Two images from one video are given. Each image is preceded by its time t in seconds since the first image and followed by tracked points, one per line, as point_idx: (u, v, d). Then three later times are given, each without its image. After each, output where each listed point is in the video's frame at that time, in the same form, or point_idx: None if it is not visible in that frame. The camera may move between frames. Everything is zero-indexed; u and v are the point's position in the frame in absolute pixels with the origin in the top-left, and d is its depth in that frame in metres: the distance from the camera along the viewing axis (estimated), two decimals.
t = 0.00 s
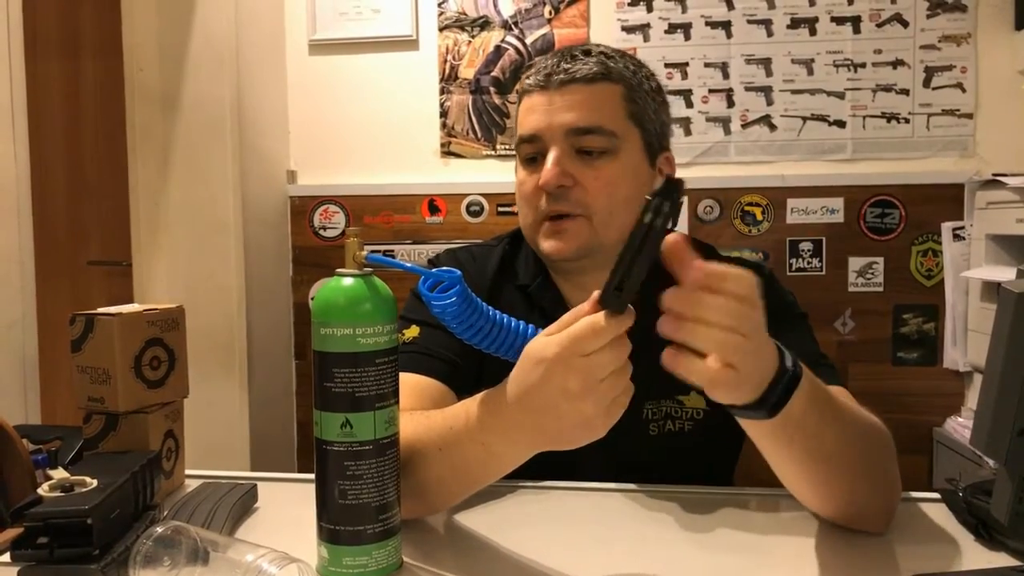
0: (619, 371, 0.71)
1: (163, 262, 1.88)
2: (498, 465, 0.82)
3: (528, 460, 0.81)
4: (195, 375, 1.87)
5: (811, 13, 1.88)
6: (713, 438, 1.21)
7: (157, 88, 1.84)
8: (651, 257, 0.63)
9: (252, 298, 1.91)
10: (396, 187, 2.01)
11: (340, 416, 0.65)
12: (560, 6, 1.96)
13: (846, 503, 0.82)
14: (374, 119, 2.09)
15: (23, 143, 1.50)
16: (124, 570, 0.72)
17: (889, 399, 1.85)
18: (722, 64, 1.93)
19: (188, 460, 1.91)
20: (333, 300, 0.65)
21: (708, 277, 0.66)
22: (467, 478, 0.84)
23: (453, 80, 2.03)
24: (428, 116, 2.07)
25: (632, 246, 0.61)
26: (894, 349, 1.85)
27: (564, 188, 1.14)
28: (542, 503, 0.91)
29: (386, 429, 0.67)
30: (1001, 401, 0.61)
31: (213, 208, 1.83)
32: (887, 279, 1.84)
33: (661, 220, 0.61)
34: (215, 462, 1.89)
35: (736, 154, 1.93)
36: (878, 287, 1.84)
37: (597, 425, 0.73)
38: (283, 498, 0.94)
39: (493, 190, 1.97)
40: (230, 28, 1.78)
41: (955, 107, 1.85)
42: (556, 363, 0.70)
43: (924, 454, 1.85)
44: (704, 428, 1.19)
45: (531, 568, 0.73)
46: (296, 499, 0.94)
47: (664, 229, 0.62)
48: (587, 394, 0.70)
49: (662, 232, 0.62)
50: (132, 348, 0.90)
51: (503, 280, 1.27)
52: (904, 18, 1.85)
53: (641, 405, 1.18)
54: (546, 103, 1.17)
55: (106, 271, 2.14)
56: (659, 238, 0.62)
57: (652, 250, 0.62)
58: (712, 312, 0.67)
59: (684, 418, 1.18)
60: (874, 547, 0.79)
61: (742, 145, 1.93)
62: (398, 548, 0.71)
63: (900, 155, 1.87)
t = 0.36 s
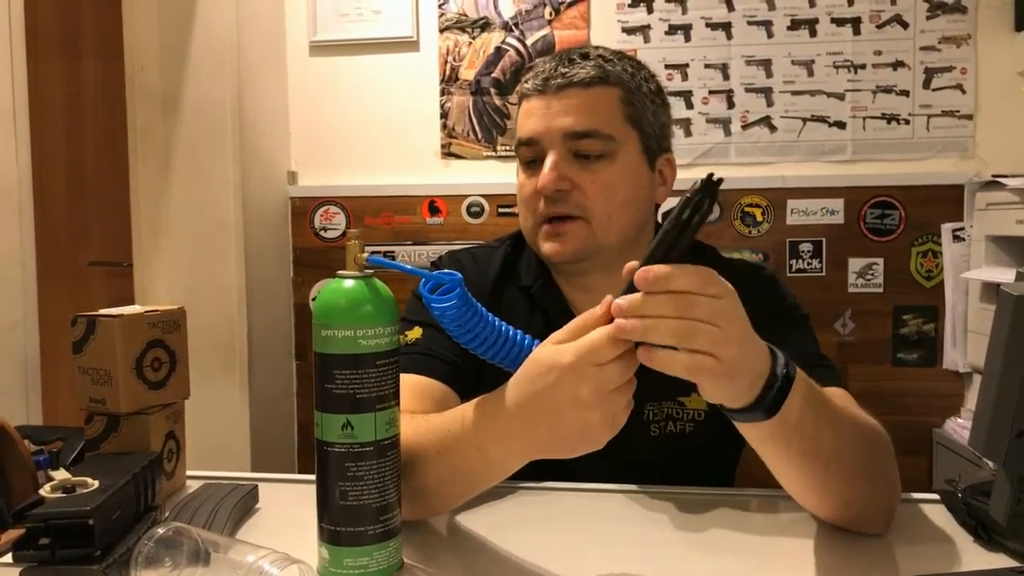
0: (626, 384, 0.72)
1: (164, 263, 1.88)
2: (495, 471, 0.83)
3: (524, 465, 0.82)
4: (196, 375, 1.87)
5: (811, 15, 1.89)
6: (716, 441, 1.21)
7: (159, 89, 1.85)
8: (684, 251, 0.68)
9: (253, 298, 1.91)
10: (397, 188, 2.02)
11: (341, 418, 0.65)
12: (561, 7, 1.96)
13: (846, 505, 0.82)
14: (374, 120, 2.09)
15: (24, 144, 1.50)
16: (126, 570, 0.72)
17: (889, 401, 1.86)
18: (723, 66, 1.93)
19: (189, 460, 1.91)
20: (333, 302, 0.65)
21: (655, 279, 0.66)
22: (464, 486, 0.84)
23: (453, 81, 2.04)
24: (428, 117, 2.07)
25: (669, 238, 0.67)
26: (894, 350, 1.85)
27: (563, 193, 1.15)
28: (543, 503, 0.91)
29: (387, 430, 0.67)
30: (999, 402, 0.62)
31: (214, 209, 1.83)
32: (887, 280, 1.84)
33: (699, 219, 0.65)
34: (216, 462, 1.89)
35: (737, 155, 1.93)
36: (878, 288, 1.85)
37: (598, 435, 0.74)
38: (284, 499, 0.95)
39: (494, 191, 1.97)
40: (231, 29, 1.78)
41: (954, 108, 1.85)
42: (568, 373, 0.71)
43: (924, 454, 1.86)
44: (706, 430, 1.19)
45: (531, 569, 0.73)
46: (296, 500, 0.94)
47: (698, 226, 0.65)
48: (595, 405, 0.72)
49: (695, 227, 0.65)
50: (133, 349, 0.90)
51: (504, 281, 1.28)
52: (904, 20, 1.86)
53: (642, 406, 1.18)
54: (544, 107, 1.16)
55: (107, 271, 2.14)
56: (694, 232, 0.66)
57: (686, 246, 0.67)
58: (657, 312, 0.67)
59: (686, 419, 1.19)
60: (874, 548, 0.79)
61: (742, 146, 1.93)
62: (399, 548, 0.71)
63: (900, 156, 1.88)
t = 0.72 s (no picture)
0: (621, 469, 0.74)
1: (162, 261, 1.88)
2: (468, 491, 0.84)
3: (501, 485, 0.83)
4: (195, 373, 1.87)
5: (811, 12, 1.88)
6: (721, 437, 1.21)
7: (157, 87, 1.85)
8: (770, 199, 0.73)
9: (252, 296, 1.91)
10: (396, 186, 2.02)
11: (338, 414, 0.65)
12: (560, 4, 1.96)
13: (847, 500, 0.83)
14: (373, 118, 2.09)
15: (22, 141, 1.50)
16: (122, 568, 0.72)
17: (888, 399, 1.86)
18: (722, 63, 1.93)
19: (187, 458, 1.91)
20: (331, 298, 0.65)
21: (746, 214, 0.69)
22: (458, 495, 0.85)
23: (452, 78, 2.03)
24: (427, 115, 2.07)
25: (765, 178, 0.72)
26: (894, 347, 1.85)
27: (575, 185, 1.14)
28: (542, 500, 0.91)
29: (385, 426, 0.67)
30: (998, 399, 0.61)
31: (212, 207, 1.83)
32: (887, 278, 1.84)
33: (795, 164, 0.71)
34: (215, 460, 1.89)
35: (736, 153, 1.93)
36: (878, 285, 1.84)
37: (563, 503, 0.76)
38: (282, 495, 0.94)
39: (493, 189, 1.97)
40: (229, 26, 1.78)
41: (954, 106, 1.85)
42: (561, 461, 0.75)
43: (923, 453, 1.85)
44: (711, 425, 1.20)
45: (530, 565, 0.73)
46: (294, 497, 0.94)
47: (794, 170, 0.71)
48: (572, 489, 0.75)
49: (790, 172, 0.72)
50: (130, 346, 0.90)
51: (503, 278, 1.27)
52: (903, 17, 1.85)
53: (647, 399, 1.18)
54: (559, 101, 1.17)
55: (105, 269, 2.14)
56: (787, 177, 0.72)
57: (773, 193, 0.73)
58: (736, 250, 0.69)
59: (690, 415, 1.19)
60: (873, 546, 0.79)
61: (742, 144, 1.93)
62: (396, 545, 0.71)
63: (899, 153, 1.87)
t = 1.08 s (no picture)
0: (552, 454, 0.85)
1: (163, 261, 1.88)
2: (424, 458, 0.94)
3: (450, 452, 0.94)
4: (195, 373, 1.87)
5: (811, 12, 1.88)
6: (728, 441, 1.20)
7: (158, 86, 1.85)
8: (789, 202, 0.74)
9: (252, 296, 1.91)
10: (396, 185, 2.02)
11: (338, 414, 0.65)
12: (560, 3, 1.96)
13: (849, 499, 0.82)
14: (373, 118, 2.09)
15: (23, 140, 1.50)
16: (123, 568, 0.72)
17: (889, 399, 1.85)
18: (723, 63, 1.93)
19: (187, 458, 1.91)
20: (331, 297, 0.65)
21: (769, 211, 0.71)
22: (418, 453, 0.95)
23: (453, 78, 2.03)
24: (427, 114, 2.07)
25: (787, 181, 0.73)
26: (894, 347, 1.85)
27: (593, 184, 1.14)
28: (542, 499, 0.91)
29: (386, 425, 0.67)
30: (1000, 398, 0.61)
31: (213, 207, 1.84)
32: (887, 278, 1.84)
33: (816, 171, 0.72)
34: (214, 460, 1.89)
35: (737, 153, 1.93)
36: (878, 285, 1.84)
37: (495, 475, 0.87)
38: (282, 496, 0.94)
39: (494, 188, 1.97)
40: (229, 25, 1.78)
41: (955, 106, 1.85)
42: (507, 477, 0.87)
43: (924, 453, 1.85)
44: (718, 429, 1.19)
45: (531, 565, 0.73)
46: (295, 497, 0.94)
47: (815, 177, 0.72)
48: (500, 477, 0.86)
49: (811, 179, 0.73)
50: (131, 346, 0.90)
51: (504, 277, 1.28)
52: (904, 17, 1.85)
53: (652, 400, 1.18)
54: (584, 99, 1.16)
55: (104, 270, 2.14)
56: (807, 183, 0.73)
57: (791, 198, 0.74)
58: (758, 248, 0.71)
59: (698, 418, 1.18)
60: (874, 545, 0.79)
61: (742, 144, 1.93)
62: (397, 545, 0.71)
63: (900, 153, 1.87)
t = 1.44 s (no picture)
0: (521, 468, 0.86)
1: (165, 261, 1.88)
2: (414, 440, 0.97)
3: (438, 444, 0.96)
4: (197, 372, 1.87)
5: (813, 11, 1.88)
6: (727, 441, 1.20)
7: (159, 88, 1.84)
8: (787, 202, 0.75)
9: (253, 296, 1.91)
10: (397, 185, 2.02)
11: (341, 413, 0.65)
12: (562, 3, 1.96)
13: (848, 500, 0.83)
14: (375, 118, 2.09)
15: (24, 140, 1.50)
16: (125, 567, 0.72)
17: (890, 398, 1.85)
18: (724, 63, 1.93)
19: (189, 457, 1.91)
20: (334, 296, 0.65)
21: (770, 209, 0.71)
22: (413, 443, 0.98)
23: (454, 78, 2.03)
24: (429, 114, 2.07)
25: (785, 180, 0.74)
26: (895, 347, 1.85)
27: (591, 187, 1.14)
28: (544, 499, 0.91)
29: (389, 424, 0.67)
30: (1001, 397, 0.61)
31: (214, 206, 1.84)
32: (888, 277, 1.84)
33: (813, 172, 0.73)
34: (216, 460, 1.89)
35: (738, 153, 1.93)
36: (879, 285, 1.84)
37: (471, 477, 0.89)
38: (284, 495, 0.94)
39: (495, 188, 1.97)
40: (231, 25, 1.78)
41: (956, 105, 1.85)
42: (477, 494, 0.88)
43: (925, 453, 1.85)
44: (717, 430, 1.19)
45: (532, 565, 0.73)
46: (296, 496, 0.94)
47: (812, 177, 0.74)
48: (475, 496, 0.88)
49: (806, 179, 0.74)
50: (133, 345, 0.90)
51: (505, 277, 1.28)
52: (905, 16, 1.85)
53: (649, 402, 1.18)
54: (580, 100, 1.16)
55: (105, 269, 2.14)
56: (802, 184, 0.74)
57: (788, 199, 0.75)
58: (759, 248, 0.71)
59: (696, 419, 1.18)
60: (874, 544, 0.79)
61: (743, 144, 1.93)
62: (400, 544, 0.71)
63: (901, 153, 1.87)
